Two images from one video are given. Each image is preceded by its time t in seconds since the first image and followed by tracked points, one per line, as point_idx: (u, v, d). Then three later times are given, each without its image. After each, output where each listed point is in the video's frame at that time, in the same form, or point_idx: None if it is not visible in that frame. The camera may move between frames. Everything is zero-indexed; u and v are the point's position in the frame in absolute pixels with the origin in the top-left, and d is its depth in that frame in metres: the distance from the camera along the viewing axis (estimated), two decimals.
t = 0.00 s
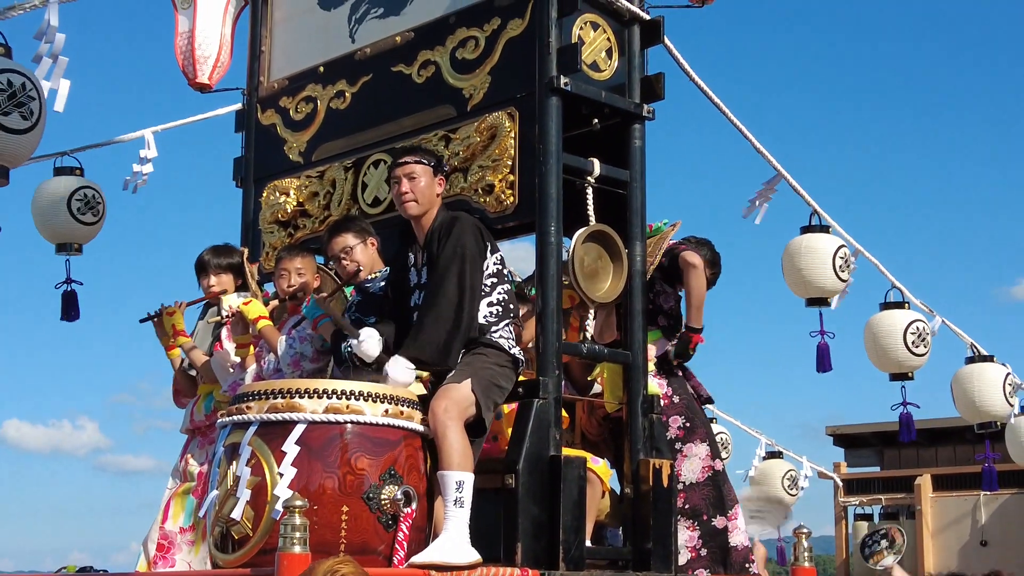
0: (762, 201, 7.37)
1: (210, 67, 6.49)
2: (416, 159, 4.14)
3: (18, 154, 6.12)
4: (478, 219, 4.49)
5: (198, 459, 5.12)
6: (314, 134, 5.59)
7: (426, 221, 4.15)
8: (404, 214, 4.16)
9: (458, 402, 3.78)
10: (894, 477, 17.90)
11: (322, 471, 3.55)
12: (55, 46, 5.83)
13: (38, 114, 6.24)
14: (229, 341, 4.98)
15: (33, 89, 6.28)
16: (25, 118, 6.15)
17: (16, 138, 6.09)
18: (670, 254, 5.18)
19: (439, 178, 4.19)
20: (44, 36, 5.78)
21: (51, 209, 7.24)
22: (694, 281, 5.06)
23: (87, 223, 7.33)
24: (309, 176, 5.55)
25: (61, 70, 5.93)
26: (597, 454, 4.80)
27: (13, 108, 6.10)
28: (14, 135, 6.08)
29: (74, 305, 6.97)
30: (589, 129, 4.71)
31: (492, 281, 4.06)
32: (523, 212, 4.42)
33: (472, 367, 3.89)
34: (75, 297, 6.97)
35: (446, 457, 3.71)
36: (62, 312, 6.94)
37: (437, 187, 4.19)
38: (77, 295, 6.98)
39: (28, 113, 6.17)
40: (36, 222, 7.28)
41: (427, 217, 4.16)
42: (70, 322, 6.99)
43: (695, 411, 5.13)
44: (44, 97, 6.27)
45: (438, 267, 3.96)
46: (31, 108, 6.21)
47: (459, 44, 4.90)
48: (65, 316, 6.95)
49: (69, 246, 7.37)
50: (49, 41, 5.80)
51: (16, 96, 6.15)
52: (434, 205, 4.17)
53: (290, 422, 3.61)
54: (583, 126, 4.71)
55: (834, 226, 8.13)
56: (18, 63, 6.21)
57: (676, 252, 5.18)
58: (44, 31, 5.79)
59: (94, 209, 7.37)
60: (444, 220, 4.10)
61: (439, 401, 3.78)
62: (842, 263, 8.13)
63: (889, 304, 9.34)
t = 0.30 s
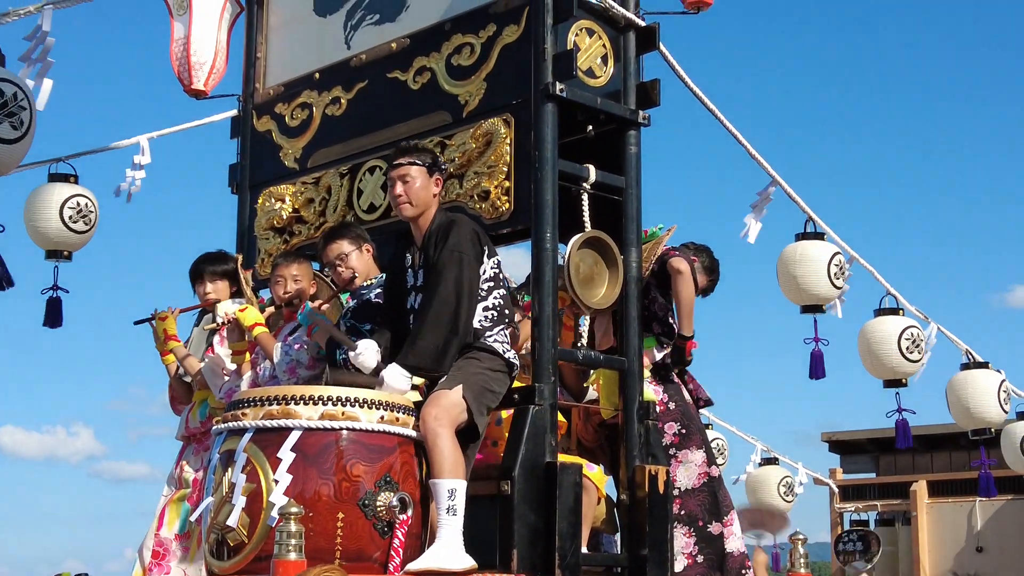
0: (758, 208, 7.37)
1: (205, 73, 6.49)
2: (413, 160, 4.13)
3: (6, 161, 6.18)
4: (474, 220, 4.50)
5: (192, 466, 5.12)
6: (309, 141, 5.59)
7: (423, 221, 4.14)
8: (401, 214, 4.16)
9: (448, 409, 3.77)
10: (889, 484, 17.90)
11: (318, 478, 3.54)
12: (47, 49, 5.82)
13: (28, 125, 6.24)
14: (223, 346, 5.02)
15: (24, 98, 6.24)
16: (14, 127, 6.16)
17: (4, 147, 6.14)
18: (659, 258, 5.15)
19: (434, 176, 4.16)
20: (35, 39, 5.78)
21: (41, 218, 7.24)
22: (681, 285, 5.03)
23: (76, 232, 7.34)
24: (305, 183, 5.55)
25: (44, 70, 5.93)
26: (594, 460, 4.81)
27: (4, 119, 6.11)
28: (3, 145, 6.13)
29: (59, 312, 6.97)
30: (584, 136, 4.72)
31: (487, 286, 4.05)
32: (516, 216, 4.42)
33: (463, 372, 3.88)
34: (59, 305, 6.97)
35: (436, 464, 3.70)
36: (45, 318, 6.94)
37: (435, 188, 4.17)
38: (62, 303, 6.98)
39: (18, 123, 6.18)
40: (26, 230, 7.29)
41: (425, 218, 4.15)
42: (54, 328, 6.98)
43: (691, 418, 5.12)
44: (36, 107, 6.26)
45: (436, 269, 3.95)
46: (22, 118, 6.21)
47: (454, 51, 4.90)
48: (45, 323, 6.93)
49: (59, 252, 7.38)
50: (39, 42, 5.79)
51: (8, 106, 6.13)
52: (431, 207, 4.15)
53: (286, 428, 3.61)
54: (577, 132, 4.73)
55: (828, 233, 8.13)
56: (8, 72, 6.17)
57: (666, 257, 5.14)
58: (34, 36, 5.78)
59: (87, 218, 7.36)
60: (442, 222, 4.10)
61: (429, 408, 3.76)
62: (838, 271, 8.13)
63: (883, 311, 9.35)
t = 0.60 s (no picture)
0: (755, 214, 7.37)
1: (202, 79, 6.49)
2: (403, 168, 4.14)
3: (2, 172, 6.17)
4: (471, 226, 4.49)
5: (189, 471, 5.13)
6: (305, 147, 5.59)
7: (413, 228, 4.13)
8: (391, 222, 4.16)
9: (447, 416, 3.76)
10: (886, 490, 17.89)
11: (314, 484, 3.54)
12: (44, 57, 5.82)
13: (23, 137, 6.22)
14: (219, 351, 5.00)
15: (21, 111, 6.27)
16: (9, 140, 6.15)
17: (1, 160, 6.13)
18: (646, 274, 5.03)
19: (417, 182, 4.13)
20: (33, 46, 5.78)
21: (38, 225, 7.24)
22: (672, 313, 4.95)
23: (75, 237, 7.33)
24: (302, 189, 5.55)
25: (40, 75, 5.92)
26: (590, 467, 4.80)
27: None
28: None
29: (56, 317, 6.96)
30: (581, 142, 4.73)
31: (484, 291, 4.05)
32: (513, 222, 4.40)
33: (462, 378, 3.87)
34: (57, 311, 6.96)
35: (435, 470, 3.70)
36: (43, 324, 6.93)
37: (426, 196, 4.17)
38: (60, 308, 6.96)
39: (13, 136, 6.16)
40: (25, 236, 7.28)
41: (417, 226, 4.13)
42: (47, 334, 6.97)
43: (688, 424, 5.10)
44: (33, 120, 6.27)
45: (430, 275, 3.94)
46: (18, 129, 6.21)
47: (451, 57, 4.90)
48: (49, 330, 6.93)
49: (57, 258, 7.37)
50: (37, 50, 5.79)
51: (4, 119, 6.14)
52: (421, 215, 4.14)
53: (282, 434, 3.61)
54: (574, 138, 4.74)
55: (825, 238, 8.13)
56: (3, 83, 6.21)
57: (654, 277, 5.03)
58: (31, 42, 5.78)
59: (84, 223, 7.37)
60: (437, 228, 4.09)
61: (428, 415, 3.76)
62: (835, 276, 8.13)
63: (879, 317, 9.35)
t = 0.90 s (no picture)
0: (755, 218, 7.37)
1: (201, 83, 6.48)
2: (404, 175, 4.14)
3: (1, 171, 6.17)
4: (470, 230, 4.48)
5: (188, 475, 5.12)
6: (305, 150, 5.58)
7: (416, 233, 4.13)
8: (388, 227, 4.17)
9: (453, 419, 3.76)
10: (885, 493, 17.90)
11: (314, 488, 3.54)
12: (44, 61, 5.82)
13: (22, 135, 6.23)
14: (218, 355, 4.97)
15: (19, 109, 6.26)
16: (8, 138, 6.16)
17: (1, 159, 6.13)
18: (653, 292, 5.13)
19: (412, 191, 4.13)
20: (33, 50, 5.78)
21: (41, 228, 7.24)
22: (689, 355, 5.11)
23: (77, 240, 7.33)
24: (301, 193, 5.54)
25: (47, 84, 5.93)
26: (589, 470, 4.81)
27: None
28: None
29: (67, 321, 6.96)
30: (579, 146, 4.74)
31: (487, 296, 4.06)
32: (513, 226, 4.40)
33: (466, 384, 3.88)
34: (67, 314, 6.95)
35: (439, 473, 3.69)
36: (55, 327, 6.93)
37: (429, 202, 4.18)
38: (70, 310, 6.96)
39: (12, 134, 6.17)
40: (28, 241, 7.29)
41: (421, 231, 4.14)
42: (62, 337, 6.97)
43: (687, 428, 5.09)
44: (31, 118, 6.27)
45: (431, 280, 3.94)
46: (16, 128, 6.21)
47: (450, 60, 4.90)
48: (59, 333, 6.93)
49: (61, 262, 7.36)
50: (37, 54, 5.79)
51: (2, 117, 6.14)
52: (424, 219, 4.14)
53: (281, 437, 3.60)
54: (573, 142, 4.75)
55: (824, 242, 8.13)
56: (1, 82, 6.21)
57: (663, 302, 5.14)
58: (32, 45, 5.78)
59: (88, 225, 7.37)
60: (440, 232, 4.09)
61: (433, 418, 3.75)
62: (835, 278, 8.13)
63: (879, 320, 9.35)
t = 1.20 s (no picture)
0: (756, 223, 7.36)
1: (201, 86, 6.49)
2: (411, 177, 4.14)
3: (7, 173, 6.16)
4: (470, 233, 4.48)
5: (187, 478, 5.12)
6: (306, 153, 5.58)
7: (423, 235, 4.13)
8: (392, 228, 4.18)
9: (452, 423, 3.76)
10: (884, 495, 17.90)
11: (314, 491, 3.53)
12: (49, 65, 5.83)
13: (28, 135, 6.24)
14: (219, 359, 4.96)
15: (23, 109, 6.28)
16: (14, 138, 6.16)
17: (7, 159, 6.12)
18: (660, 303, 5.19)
19: (419, 192, 4.13)
20: (38, 55, 5.78)
21: (41, 233, 7.24)
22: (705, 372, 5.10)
23: (77, 244, 7.33)
24: (301, 196, 5.55)
25: (57, 90, 5.92)
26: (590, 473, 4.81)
27: (3, 129, 6.12)
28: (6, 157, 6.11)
29: (64, 326, 6.96)
30: (580, 149, 4.74)
31: (489, 301, 4.04)
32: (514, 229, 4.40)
33: (466, 387, 3.87)
34: (65, 319, 6.95)
35: (438, 478, 3.69)
36: (53, 332, 6.93)
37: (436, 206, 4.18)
38: (67, 315, 6.96)
39: (17, 134, 6.18)
40: (28, 245, 7.29)
41: (426, 233, 4.14)
42: (59, 342, 6.97)
43: (688, 432, 5.10)
44: (35, 118, 6.28)
45: (434, 283, 3.94)
46: (22, 128, 6.23)
47: (450, 64, 4.90)
48: (55, 337, 6.92)
49: (60, 266, 7.35)
50: (42, 60, 5.80)
51: (7, 118, 6.15)
52: (429, 221, 4.15)
53: (282, 440, 3.60)
54: (574, 146, 4.75)
55: (824, 244, 8.14)
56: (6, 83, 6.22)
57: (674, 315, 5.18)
58: (38, 51, 5.78)
59: (88, 230, 7.37)
60: (444, 236, 4.09)
61: (432, 421, 3.75)
62: (836, 281, 8.13)
63: (879, 322, 9.36)
